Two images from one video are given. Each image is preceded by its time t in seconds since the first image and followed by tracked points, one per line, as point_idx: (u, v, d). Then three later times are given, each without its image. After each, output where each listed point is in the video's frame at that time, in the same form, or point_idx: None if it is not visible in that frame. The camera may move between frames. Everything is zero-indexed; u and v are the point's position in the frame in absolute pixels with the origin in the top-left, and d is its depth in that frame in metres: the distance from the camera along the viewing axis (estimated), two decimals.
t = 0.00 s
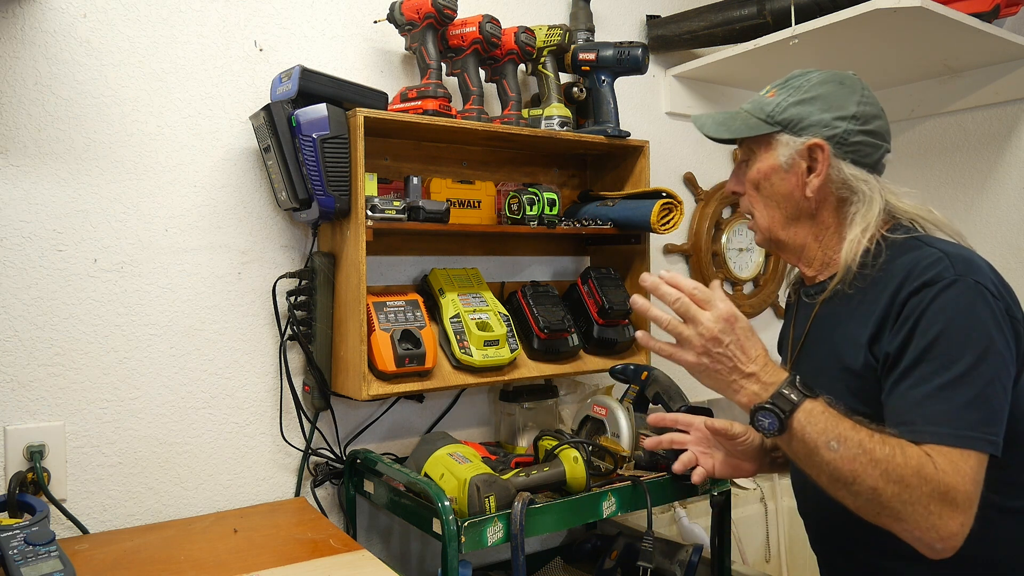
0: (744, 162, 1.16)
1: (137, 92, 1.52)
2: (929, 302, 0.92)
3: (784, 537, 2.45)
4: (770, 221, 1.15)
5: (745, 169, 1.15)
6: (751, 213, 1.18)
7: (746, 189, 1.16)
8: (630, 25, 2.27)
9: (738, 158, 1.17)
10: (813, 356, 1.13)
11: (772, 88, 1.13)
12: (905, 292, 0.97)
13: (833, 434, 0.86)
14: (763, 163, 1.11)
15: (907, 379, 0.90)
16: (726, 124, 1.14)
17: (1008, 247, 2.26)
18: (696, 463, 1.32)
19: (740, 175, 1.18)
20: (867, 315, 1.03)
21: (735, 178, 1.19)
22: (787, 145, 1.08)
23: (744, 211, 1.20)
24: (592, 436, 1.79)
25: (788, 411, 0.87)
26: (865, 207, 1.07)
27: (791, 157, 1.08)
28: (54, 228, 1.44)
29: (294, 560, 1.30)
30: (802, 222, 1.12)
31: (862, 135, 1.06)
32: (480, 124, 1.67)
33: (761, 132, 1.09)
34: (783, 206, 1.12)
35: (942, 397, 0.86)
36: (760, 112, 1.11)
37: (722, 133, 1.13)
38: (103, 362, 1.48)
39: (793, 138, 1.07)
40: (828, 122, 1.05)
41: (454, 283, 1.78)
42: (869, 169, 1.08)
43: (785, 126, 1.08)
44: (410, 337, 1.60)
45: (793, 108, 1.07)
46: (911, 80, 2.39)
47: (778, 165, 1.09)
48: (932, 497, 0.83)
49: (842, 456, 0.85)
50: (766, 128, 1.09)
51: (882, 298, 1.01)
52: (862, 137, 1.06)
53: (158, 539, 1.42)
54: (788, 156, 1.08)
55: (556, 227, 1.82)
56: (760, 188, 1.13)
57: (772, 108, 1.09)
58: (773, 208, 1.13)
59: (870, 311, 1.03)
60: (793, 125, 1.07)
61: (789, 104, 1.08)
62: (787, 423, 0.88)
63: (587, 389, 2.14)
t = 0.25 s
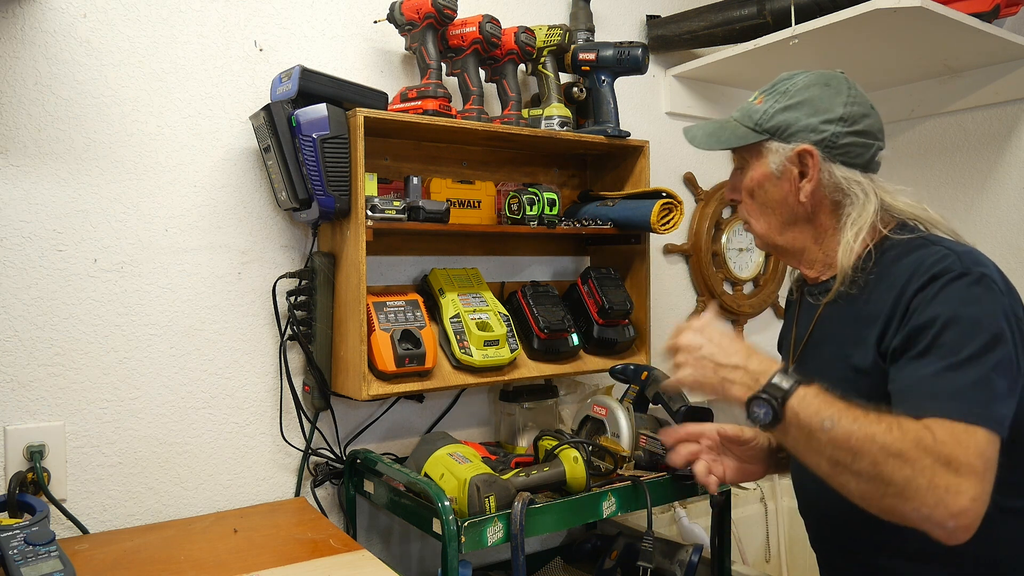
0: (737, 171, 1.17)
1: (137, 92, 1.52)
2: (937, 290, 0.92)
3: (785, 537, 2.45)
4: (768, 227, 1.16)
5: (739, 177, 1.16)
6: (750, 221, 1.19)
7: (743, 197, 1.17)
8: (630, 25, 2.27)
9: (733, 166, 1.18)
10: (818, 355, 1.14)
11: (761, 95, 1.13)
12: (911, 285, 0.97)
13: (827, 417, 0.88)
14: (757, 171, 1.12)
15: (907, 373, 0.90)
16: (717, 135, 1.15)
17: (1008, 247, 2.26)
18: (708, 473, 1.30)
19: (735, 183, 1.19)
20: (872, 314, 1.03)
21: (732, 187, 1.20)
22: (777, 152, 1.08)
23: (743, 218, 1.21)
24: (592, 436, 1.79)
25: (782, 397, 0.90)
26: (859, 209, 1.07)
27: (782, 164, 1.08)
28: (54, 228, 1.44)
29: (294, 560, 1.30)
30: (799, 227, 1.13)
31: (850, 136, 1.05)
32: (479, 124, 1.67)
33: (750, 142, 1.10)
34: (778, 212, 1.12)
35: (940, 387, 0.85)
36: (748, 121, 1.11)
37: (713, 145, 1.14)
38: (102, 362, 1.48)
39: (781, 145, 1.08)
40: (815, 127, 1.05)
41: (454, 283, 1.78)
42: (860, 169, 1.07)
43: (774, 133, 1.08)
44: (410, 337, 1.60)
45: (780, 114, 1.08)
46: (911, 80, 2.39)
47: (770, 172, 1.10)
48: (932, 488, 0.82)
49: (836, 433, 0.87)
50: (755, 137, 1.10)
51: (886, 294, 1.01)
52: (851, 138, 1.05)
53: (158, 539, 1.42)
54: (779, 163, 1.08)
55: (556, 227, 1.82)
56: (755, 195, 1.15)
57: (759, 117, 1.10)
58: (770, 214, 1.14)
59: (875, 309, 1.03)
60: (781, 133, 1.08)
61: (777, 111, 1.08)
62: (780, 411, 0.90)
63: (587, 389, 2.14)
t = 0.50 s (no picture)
0: (786, 156, 1.03)
1: (137, 92, 1.52)
2: (942, 294, 0.89)
3: (784, 537, 2.45)
4: (813, 223, 1.04)
5: (789, 165, 1.02)
6: (791, 215, 1.05)
7: (790, 186, 1.03)
8: (630, 25, 2.27)
9: (776, 153, 1.04)
10: (817, 357, 1.10)
11: (791, 81, 1.04)
12: (917, 288, 0.94)
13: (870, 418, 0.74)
14: (818, 159, 1.00)
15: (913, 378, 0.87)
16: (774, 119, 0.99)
17: (1008, 247, 2.26)
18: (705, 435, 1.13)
19: (776, 172, 1.04)
20: (874, 313, 1.00)
21: (769, 176, 1.05)
22: (843, 140, 1.00)
23: (776, 213, 1.06)
24: (592, 436, 1.79)
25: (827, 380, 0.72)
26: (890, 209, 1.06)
27: (850, 153, 1.00)
28: (54, 228, 1.44)
29: (294, 560, 1.30)
30: (844, 224, 1.05)
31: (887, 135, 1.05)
32: (480, 124, 1.67)
33: (821, 128, 0.98)
34: (833, 207, 1.03)
35: (945, 396, 0.83)
36: (811, 106, 0.99)
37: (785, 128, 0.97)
38: (102, 362, 1.48)
39: (851, 135, 0.99)
40: (875, 121, 1.01)
41: (454, 283, 1.78)
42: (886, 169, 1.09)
43: (842, 122, 0.99)
44: (410, 337, 1.60)
45: (844, 104, 0.99)
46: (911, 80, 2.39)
47: (835, 161, 1.00)
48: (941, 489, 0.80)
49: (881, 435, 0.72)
50: (824, 124, 0.98)
51: (889, 295, 0.98)
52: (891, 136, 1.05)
53: (158, 539, 1.42)
54: (848, 153, 1.00)
55: (556, 227, 1.82)
56: (809, 187, 1.02)
57: (823, 102, 0.99)
58: (822, 210, 1.03)
59: (878, 310, 1.00)
60: (851, 123, 0.99)
61: (839, 100, 1.00)
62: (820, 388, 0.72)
63: (587, 389, 2.14)
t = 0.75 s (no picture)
0: (792, 161, 1.04)
1: (137, 92, 1.52)
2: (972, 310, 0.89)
3: (784, 537, 2.45)
4: (820, 228, 1.04)
5: (797, 170, 1.03)
6: (800, 221, 1.04)
7: (799, 192, 1.03)
8: (630, 25, 2.27)
9: (782, 158, 1.04)
10: (823, 367, 1.09)
11: (785, 85, 1.04)
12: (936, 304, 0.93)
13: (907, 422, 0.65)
14: (825, 161, 1.02)
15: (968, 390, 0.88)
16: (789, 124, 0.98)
17: (1008, 247, 2.26)
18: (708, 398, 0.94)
19: (784, 178, 1.04)
20: (886, 326, 0.99)
21: (778, 181, 1.04)
22: (846, 142, 1.02)
23: (785, 219, 1.04)
24: (592, 437, 1.79)
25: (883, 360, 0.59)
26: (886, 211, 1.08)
27: (852, 154, 1.03)
28: (54, 228, 1.44)
29: (294, 560, 1.30)
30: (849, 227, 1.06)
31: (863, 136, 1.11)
32: (480, 124, 1.67)
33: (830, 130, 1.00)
34: (839, 208, 1.04)
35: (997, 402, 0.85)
36: (817, 109, 1.00)
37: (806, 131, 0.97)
38: (102, 362, 1.48)
39: (851, 136, 1.02)
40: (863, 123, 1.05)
41: (454, 283, 1.78)
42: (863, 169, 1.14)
43: (843, 124, 1.02)
44: (410, 337, 1.60)
45: (842, 106, 1.02)
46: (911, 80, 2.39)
47: (840, 162, 1.02)
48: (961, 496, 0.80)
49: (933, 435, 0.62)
50: (831, 126, 1.00)
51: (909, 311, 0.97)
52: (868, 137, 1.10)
53: (158, 539, 1.42)
54: (851, 154, 1.03)
55: (556, 227, 1.82)
56: (818, 191, 1.02)
57: (827, 105, 1.01)
58: (830, 212, 1.03)
59: (892, 325, 0.99)
60: (849, 124, 1.02)
61: (836, 102, 1.02)
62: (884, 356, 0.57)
63: (587, 389, 2.14)
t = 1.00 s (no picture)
0: (807, 163, 1.04)
1: (137, 92, 1.52)
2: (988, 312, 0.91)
3: (784, 537, 2.45)
4: (833, 230, 1.05)
5: (812, 172, 1.03)
6: (814, 223, 1.04)
7: (813, 194, 1.03)
8: (630, 25, 2.27)
9: (796, 161, 1.05)
10: (829, 368, 1.10)
11: (796, 85, 1.04)
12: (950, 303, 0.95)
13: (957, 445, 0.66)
14: (839, 163, 1.03)
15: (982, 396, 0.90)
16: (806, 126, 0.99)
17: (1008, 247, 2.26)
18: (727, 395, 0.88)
19: (798, 180, 1.04)
20: (897, 324, 1.01)
21: (792, 184, 1.04)
22: (857, 144, 1.04)
23: (801, 221, 1.04)
24: (592, 437, 1.79)
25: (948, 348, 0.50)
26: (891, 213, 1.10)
27: (863, 156, 1.04)
28: (54, 228, 1.44)
29: (294, 560, 1.30)
30: (859, 229, 1.07)
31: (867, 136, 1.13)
32: (480, 124, 1.67)
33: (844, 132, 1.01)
34: (852, 210, 1.05)
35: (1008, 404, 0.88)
36: (831, 111, 1.01)
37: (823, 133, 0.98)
38: (102, 362, 1.48)
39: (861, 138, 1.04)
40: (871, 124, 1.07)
41: (454, 283, 1.78)
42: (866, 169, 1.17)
43: (855, 125, 1.03)
44: (410, 337, 1.60)
45: (853, 108, 1.03)
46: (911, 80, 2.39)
47: (853, 165, 1.04)
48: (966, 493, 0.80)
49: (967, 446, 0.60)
50: (845, 127, 1.01)
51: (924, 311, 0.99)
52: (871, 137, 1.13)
53: (158, 539, 1.42)
54: (862, 157, 1.04)
55: (556, 227, 1.82)
56: (832, 193, 1.03)
57: (840, 106, 1.02)
58: (844, 214, 1.05)
59: (904, 324, 1.00)
60: (859, 126, 1.04)
61: (847, 103, 1.03)
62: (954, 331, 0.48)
63: (587, 389, 2.14)
